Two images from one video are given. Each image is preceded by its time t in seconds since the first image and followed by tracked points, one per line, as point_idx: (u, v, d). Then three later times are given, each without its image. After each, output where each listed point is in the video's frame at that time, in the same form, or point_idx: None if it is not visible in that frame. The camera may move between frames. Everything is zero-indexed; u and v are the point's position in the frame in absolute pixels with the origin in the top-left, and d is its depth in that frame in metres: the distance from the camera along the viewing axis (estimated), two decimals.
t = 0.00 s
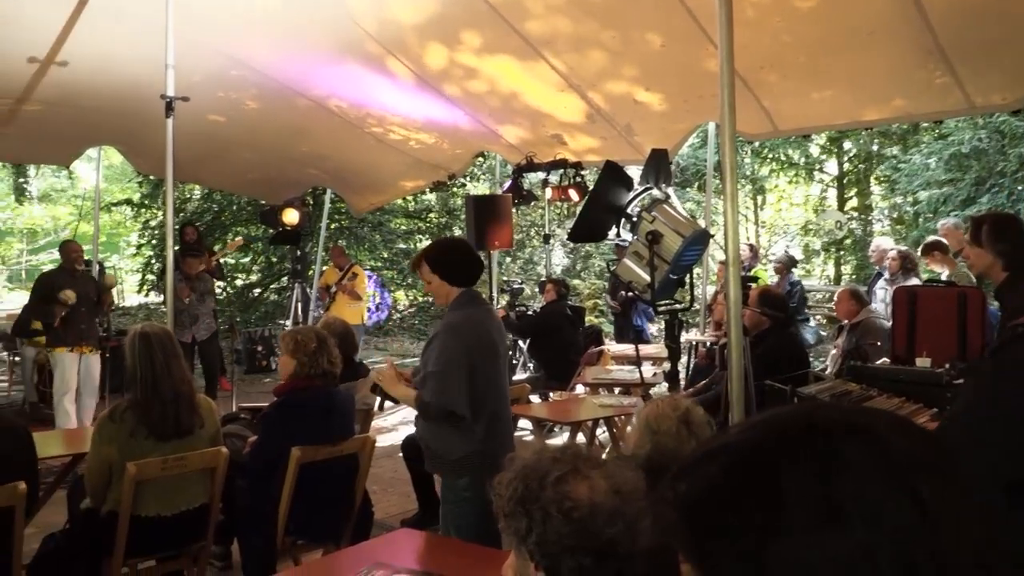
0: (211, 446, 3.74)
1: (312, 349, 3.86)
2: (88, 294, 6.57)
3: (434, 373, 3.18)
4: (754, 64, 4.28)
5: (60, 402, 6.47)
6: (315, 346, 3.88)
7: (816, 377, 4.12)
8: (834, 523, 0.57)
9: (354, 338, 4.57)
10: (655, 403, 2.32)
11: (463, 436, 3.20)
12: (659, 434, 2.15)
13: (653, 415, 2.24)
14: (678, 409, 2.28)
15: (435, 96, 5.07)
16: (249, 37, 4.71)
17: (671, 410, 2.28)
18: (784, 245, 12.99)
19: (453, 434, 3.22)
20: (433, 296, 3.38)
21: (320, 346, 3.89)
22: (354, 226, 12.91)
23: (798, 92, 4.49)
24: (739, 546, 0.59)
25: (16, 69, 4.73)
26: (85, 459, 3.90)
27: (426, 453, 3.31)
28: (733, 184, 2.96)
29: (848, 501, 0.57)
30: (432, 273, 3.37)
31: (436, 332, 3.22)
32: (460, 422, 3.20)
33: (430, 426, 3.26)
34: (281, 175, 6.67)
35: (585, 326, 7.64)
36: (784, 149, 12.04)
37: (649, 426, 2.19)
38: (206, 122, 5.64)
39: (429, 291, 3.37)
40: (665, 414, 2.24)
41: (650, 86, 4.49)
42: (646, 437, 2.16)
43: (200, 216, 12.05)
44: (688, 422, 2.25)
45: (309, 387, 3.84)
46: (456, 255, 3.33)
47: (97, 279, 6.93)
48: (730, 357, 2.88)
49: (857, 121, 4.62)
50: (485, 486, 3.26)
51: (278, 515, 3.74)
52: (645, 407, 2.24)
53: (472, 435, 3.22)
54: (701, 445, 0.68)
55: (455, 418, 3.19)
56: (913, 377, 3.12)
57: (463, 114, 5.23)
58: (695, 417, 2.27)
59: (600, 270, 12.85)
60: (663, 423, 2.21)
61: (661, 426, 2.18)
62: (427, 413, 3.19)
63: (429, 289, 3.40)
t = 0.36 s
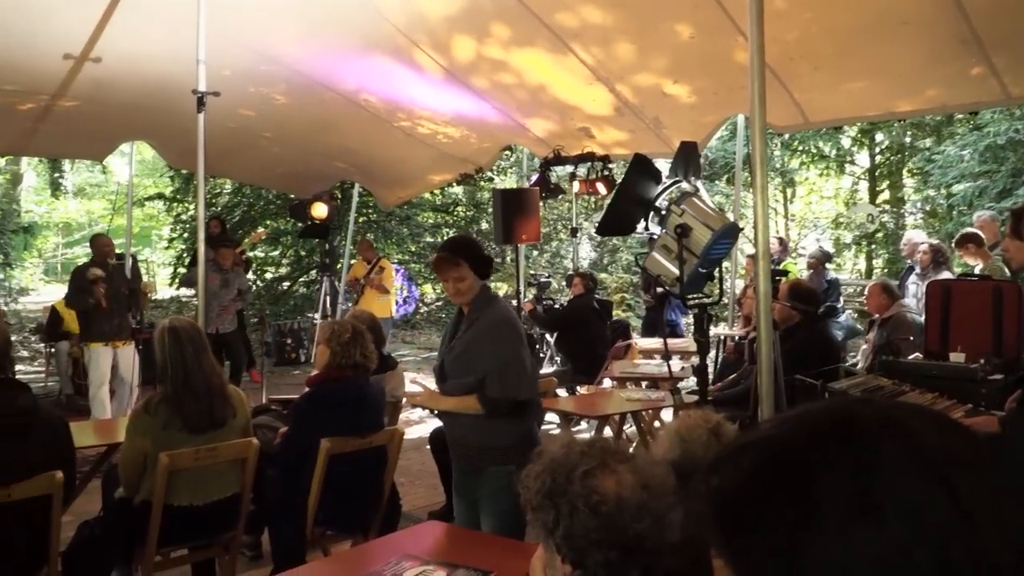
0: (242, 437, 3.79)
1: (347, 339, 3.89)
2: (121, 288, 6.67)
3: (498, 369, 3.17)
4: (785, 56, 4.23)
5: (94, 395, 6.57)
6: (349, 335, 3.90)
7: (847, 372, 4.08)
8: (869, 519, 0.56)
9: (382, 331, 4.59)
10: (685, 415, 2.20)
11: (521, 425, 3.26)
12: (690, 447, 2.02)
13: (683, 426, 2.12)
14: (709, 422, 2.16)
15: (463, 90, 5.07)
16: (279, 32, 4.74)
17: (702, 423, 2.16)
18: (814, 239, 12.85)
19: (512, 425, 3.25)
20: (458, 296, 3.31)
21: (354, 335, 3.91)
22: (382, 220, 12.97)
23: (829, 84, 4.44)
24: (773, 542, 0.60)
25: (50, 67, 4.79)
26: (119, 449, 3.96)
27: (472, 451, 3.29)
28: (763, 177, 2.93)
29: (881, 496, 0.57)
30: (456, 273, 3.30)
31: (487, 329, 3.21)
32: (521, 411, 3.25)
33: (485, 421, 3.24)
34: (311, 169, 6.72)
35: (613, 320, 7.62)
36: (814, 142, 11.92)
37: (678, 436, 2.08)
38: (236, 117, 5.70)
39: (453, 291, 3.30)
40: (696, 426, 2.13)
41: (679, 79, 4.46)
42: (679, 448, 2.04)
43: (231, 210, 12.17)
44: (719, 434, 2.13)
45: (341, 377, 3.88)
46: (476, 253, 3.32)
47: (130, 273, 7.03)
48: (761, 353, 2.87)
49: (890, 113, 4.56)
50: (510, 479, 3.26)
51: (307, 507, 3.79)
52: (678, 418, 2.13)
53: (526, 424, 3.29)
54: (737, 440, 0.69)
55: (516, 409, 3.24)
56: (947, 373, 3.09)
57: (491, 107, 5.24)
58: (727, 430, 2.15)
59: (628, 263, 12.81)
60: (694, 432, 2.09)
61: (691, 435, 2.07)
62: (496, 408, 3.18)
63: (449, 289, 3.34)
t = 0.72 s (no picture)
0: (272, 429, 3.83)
1: (368, 335, 3.89)
2: (154, 281, 6.76)
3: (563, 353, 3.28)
4: (815, 47, 4.18)
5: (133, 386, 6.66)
6: (373, 331, 3.91)
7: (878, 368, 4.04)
8: (903, 517, 0.56)
9: (409, 324, 4.60)
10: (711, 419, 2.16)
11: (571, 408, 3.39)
12: (717, 449, 1.99)
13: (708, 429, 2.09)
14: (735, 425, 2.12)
15: (489, 84, 5.07)
16: (306, 28, 4.76)
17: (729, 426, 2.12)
18: (844, 233, 12.70)
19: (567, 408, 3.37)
20: (500, 292, 3.29)
21: (376, 331, 3.92)
22: (409, 214, 13.02)
23: (861, 75, 4.38)
24: (803, 540, 0.59)
25: (85, 63, 4.86)
26: (152, 440, 4.03)
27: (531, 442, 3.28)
28: (793, 171, 2.91)
29: (919, 492, 0.56)
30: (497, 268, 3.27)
31: (543, 319, 3.28)
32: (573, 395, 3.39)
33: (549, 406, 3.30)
34: (339, 163, 6.76)
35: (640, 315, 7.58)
36: (844, 134, 11.78)
37: (705, 440, 2.04)
38: (266, 112, 5.75)
39: (499, 286, 3.28)
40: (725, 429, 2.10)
41: (707, 72, 4.43)
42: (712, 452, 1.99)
43: (259, 204, 12.27)
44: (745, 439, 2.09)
45: (366, 373, 3.89)
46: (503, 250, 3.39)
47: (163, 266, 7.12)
48: (789, 348, 2.85)
49: (923, 105, 4.49)
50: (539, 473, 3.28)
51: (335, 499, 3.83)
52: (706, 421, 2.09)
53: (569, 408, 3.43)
54: (771, 435, 0.69)
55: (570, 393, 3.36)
56: (981, 368, 3.03)
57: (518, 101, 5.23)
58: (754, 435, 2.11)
59: (655, 258, 12.75)
60: (720, 436, 2.06)
61: (717, 438, 2.03)
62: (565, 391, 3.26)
63: (486, 285, 3.31)
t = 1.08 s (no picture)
0: (298, 422, 3.86)
1: (387, 329, 3.92)
2: (185, 276, 6.83)
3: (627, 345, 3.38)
4: (844, 39, 4.13)
5: (156, 381, 6.75)
6: (393, 325, 3.94)
7: (908, 364, 3.99)
8: (937, 519, 0.56)
9: (433, 318, 4.62)
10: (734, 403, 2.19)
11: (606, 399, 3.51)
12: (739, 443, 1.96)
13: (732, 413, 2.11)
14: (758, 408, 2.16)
15: (512, 78, 5.05)
16: (330, 24, 4.78)
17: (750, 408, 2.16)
18: (873, 228, 12.56)
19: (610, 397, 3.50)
20: (580, 284, 3.24)
21: (393, 324, 3.94)
22: (434, 209, 13.05)
23: (891, 67, 4.32)
24: (834, 537, 0.59)
25: (115, 60, 4.91)
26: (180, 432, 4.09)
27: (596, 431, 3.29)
28: (824, 164, 2.88)
29: (958, 491, 0.56)
30: (580, 259, 3.20)
31: (610, 313, 3.33)
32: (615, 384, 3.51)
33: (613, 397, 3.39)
34: (365, 158, 6.79)
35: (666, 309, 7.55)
36: (874, 128, 11.64)
37: (730, 423, 2.07)
38: (292, 108, 5.79)
39: (580, 279, 3.23)
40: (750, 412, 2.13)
41: (733, 65, 4.38)
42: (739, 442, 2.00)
43: (286, 200, 12.35)
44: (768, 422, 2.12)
45: (389, 368, 3.91)
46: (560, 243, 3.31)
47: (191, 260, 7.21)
48: (817, 345, 2.83)
49: (955, 97, 4.42)
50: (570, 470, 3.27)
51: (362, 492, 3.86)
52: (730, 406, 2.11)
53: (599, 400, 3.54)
54: (802, 431, 0.69)
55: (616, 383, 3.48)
56: (1014, 365, 2.97)
57: (543, 96, 5.22)
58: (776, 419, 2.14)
59: (680, 253, 12.68)
60: (744, 419, 2.08)
61: (741, 421, 2.06)
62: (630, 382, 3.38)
63: (566, 277, 3.22)
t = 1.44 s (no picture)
0: (322, 416, 3.89)
1: (419, 321, 3.94)
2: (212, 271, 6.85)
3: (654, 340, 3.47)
4: (870, 33, 4.08)
5: (182, 371, 6.85)
6: (427, 319, 3.94)
7: (935, 361, 3.95)
8: (968, 518, 0.57)
9: (455, 314, 4.62)
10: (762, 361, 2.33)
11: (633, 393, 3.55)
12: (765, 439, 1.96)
13: (752, 380, 2.25)
14: (787, 367, 2.30)
15: (533, 73, 5.04)
16: (352, 20, 4.79)
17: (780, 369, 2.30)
18: (899, 223, 12.43)
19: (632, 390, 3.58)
20: (631, 283, 3.23)
21: (429, 319, 3.94)
22: (456, 205, 13.07)
23: (918, 61, 4.26)
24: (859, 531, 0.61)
25: (141, 57, 4.95)
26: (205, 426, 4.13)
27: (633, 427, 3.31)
28: (848, 159, 2.84)
29: (988, 491, 0.57)
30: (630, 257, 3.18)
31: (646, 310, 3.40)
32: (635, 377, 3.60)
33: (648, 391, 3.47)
34: (387, 154, 6.82)
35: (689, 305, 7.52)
36: (899, 123, 11.54)
37: (758, 390, 2.21)
38: (314, 105, 5.82)
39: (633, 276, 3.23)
40: (774, 374, 2.25)
41: (757, 60, 4.34)
42: (751, 421, 2.11)
43: (308, 195, 12.42)
44: (798, 380, 2.27)
45: (421, 361, 3.94)
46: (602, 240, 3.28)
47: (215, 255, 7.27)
48: (842, 342, 2.81)
49: (984, 92, 4.35)
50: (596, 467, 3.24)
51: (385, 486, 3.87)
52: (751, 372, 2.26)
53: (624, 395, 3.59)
54: (829, 428, 0.70)
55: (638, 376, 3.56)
56: None
57: (565, 92, 5.20)
58: (804, 376, 2.29)
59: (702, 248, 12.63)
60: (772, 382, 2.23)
61: (770, 386, 2.21)
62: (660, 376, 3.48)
63: (618, 276, 3.19)
